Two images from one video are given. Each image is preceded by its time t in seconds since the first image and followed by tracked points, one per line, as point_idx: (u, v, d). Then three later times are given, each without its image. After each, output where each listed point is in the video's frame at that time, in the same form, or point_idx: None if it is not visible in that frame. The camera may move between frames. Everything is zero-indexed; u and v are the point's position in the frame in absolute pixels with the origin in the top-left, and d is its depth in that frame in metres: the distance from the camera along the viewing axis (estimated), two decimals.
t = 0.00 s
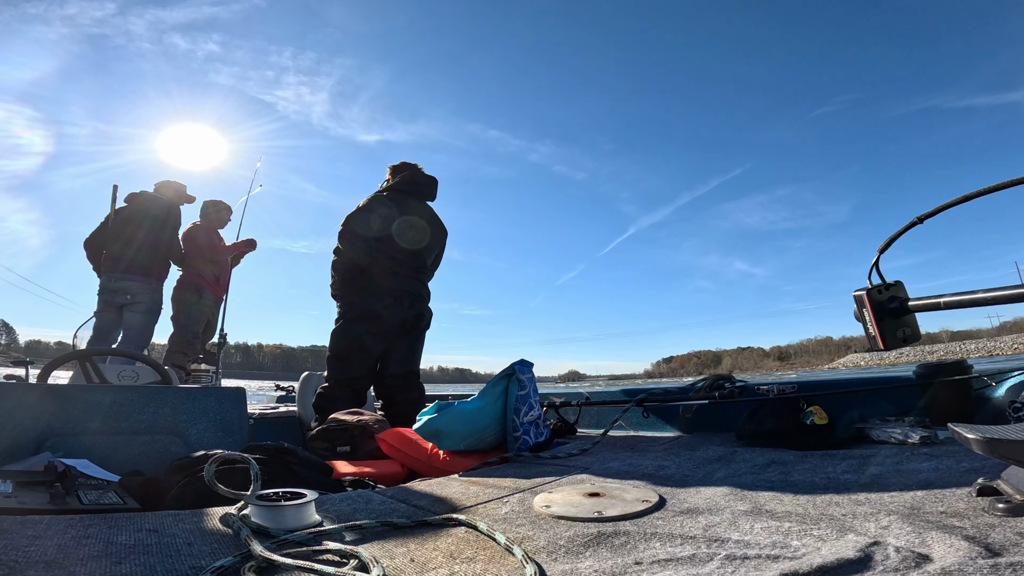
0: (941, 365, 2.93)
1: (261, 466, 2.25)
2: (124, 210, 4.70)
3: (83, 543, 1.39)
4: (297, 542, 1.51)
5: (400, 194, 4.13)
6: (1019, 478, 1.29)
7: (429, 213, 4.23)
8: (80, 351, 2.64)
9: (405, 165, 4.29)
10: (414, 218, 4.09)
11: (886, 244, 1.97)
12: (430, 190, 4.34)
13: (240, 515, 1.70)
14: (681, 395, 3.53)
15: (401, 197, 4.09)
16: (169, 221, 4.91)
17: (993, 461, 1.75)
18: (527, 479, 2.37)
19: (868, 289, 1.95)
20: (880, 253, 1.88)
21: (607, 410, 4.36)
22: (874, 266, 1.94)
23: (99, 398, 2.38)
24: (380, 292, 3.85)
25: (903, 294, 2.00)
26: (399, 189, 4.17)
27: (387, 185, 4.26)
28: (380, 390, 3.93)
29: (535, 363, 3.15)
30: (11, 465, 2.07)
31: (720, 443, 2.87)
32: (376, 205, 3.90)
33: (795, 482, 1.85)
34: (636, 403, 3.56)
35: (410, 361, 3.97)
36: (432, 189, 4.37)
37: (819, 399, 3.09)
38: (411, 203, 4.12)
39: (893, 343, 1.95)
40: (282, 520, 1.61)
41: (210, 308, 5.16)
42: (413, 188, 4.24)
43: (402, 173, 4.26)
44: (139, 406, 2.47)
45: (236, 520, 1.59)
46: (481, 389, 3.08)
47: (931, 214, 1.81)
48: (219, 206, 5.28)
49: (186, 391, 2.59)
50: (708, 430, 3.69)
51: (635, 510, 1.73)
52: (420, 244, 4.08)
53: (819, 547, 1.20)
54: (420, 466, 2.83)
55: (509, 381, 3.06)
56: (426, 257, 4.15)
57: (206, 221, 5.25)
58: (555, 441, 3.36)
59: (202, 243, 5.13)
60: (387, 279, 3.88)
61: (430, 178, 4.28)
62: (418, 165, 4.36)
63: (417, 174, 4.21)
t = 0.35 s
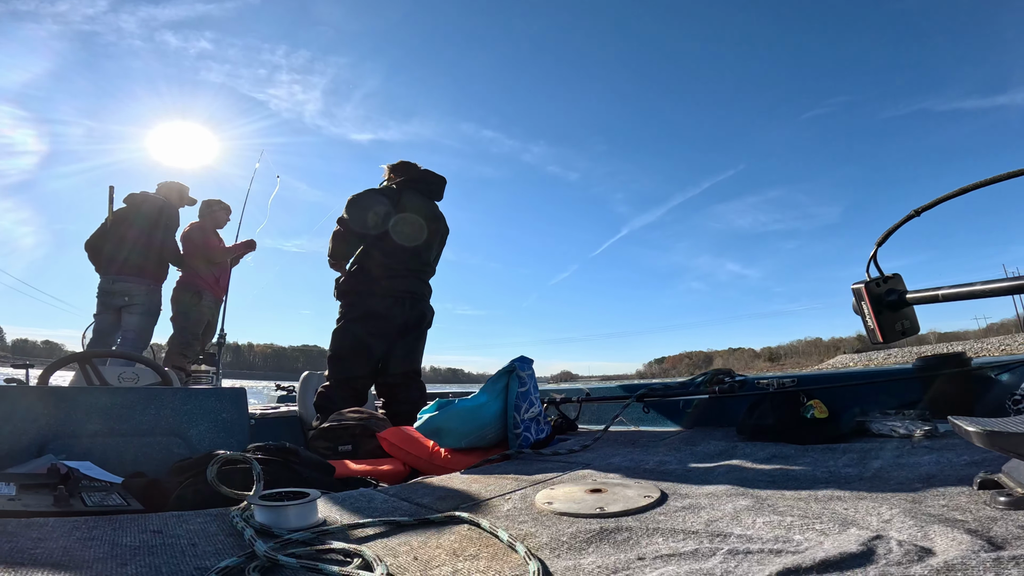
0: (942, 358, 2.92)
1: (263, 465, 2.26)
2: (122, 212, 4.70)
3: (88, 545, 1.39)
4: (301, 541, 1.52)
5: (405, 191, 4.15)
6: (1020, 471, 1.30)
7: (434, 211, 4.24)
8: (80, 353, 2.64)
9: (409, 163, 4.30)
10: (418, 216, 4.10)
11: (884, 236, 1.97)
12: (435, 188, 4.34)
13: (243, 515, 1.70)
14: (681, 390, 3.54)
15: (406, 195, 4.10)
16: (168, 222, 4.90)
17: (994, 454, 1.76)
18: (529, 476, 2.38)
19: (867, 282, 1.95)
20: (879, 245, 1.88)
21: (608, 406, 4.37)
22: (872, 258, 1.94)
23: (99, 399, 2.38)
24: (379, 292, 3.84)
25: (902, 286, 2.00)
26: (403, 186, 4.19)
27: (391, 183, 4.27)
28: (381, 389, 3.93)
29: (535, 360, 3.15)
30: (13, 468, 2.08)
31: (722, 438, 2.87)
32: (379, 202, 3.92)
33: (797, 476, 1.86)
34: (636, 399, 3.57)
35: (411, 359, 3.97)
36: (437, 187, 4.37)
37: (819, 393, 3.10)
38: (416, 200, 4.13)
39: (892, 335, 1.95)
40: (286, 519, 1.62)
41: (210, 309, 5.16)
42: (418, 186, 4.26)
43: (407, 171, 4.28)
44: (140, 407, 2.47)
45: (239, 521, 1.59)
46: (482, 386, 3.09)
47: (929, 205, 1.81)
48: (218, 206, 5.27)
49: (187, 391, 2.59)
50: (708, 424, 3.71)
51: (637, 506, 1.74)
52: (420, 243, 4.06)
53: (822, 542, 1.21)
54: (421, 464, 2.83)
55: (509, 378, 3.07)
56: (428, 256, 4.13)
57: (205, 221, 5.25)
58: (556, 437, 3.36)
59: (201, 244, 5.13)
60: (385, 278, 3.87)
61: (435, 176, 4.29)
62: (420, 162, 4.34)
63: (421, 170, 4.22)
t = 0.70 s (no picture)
0: (943, 358, 2.90)
1: (265, 468, 2.26)
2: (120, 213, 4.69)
3: (89, 547, 1.39)
4: (302, 542, 1.52)
5: (405, 192, 4.15)
6: (1022, 471, 1.29)
7: (435, 211, 4.24)
8: (81, 355, 2.64)
9: (410, 161, 4.29)
10: (418, 216, 4.11)
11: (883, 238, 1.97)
12: (434, 188, 4.35)
13: (245, 516, 1.70)
14: (681, 391, 3.55)
15: (406, 196, 4.10)
16: (167, 224, 4.91)
17: (996, 454, 1.76)
18: (530, 477, 2.37)
19: (867, 282, 1.95)
20: (879, 245, 1.87)
21: (608, 406, 4.36)
22: (872, 258, 1.94)
23: (102, 400, 2.39)
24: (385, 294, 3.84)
25: (902, 286, 2.00)
26: (404, 186, 4.19)
27: (391, 183, 4.27)
28: (383, 390, 3.94)
29: (535, 361, 3.15)
30: (15, 470, 2.08)
31: (722, 438, 2.87)
32: (382, 203, 3.92)
33: (798, 477, 1.86)
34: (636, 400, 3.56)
35: (412, 360, 3.98)
36: (437, 187, 4.38)
37: (820, 394, 3.10)
38: (416, 201, 4.14)
39: (893, 335, 1.96)
40: (287, 521, 1.62)
41: (210, 311, 5.17)
42: (418, 186, 4.25)
43: (407, 170, 4.27)
44: (141, 409, 2.47)
45: (241, 522, 1.59)
46: (483, 388, 3.09)
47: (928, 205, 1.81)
48: (218, 209, 5.28)
49: (188, 393, 2.58)
50: (709, 425, 3.72)
51: (639, 507, 1.73)
52: (423, 245, 4.09)
53: (823, 542, 1.21)
54: (423, 466, 2.83)
55: (510, 379, 3.06)
56: (431, 258, 4.16)
57: (205, 223, 5.26)
58: (557, 438, 3.36)
59: (201, 246, 5.13)
60: (392, 280, 3.88)
61: (436, 176, 4.29)
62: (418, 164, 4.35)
63: (422, 170, 4.23)
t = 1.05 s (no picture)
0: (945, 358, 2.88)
1: (266, 466, 2.26)
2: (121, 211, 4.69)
3: (89, 545, 1.39)
4: (302, 541, 1.51)
5: (410, 193, 4.15)
6: None
7: (439, 213, 4.25)
8: (82, 353, 2.65)
9: (417, 162, 4.30)
10: (422, 218, 4.12)
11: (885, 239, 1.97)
12: (439, 190, 4.36)
13: (245, 515, 1.70)
14: (682, 391, 3.55)
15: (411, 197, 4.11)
16: (168, 223, 4.91)
17: (997, 455, 1.75)
18: (530, 477, 2.37)
19: (869, 283, 1.95)
20: (882, 247, 1.87)
21: (608, 406, 4.36)
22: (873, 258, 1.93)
23: (104, 399, 2.39)
24: (387, 295, 3.85)
25: (904, 288, 1.99)
26: (410, 187, 4.20)
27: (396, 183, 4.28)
28: (384, 389, 3.94)
29: (536, 361, 3.16)
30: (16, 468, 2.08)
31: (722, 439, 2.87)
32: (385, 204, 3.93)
33: (798, 477, 1.86)
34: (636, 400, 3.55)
35: (413, 360, 3.99)
36: (442, 189, 4.38)
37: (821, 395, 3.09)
38: (420, 203, 4.15)
39: (894, 337, 1.95)
40: (288, 519, 1.62)
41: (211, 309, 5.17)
42: (423, 188, 4.26)
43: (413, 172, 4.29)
44: (142, 408, 2.47)
45: (241, 521, 1.59)
46: (484, 387, 3.09)
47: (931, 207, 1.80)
48: (220, 208, 5.29)
49: (189, 391, 2.58)
50: (710, 425, 3.71)
51: (639, 507, 1.73)
52: (425, 246, 4.09)
53: (823, 543, 1.20)
54: (424, 465, 2.82)
55: (511, 379, 3.07)
56: (433, 259, 4.16)
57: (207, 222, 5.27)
58: (557, 437, 3.36)
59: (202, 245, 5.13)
60: (393, 281, 3.89)
61: (442, 178, 4.30)
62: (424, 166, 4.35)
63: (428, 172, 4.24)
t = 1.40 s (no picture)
0: (947, 360, 2.89)
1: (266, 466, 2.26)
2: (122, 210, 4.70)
3: (89, 543, 1.39)
4: (302, 540, 1.51)
5: (415, 193, 4.16)
6: None
7: (443, 213, 4.26)
8: (85, 351, 2.65)
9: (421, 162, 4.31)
10: (427, 218, 4.12)
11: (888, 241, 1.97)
12: (444, 191, 4.37)
13: (246, 514, 1.70)
14: (683, 392, 3.54)
15: (415, 198, 4.11)
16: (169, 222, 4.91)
17: (998, 457, 1.75)
18: (530, 477, 2.37)
19: (871, 284, 1.94)
20: (885, 247, 1.87)
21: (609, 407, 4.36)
22: (877, 260, 1.93)
23: (105, 397, 2.40)
24: (390, 294, 3.85)
25: (906, 289, 1.99)
26: (414, 187, 4.21)
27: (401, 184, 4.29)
28: (385, 388, 3.94)
29: (537, 361, 3.16)
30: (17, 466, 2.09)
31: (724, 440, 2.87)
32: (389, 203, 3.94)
33: (799, 478, 1.85)
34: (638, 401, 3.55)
35: (414, 360, 3.99)
36: (446, 189, 4.39)
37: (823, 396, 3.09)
38: (425, 204, 4.16)
39: (896, 338, 1.95)
40: (288, 518, 1.62)
41: (211, 309, 5.16)
42: (428, 188, 4.27)
43: (417, 172, 4.30)
44: (143, 406, 2.47)
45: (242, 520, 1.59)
46: (485, 386, 3.09)
47: (935, 208, 1.80)
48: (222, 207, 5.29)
49: (190, 390, 2.58)
50: (712, 426, 3.71)
51: (639, 508, 1.73)
52: (429, 246, 4.09)
53: (823, 544, 1.20)
54: (424, 465, 2.82)
55: (512, 378, 3.07)
56: (436, 260, 4.16)
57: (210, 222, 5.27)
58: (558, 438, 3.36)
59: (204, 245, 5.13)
60: (397, 280, 3.89)
61: (447, 179, 4.31)
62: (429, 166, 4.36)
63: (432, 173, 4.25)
